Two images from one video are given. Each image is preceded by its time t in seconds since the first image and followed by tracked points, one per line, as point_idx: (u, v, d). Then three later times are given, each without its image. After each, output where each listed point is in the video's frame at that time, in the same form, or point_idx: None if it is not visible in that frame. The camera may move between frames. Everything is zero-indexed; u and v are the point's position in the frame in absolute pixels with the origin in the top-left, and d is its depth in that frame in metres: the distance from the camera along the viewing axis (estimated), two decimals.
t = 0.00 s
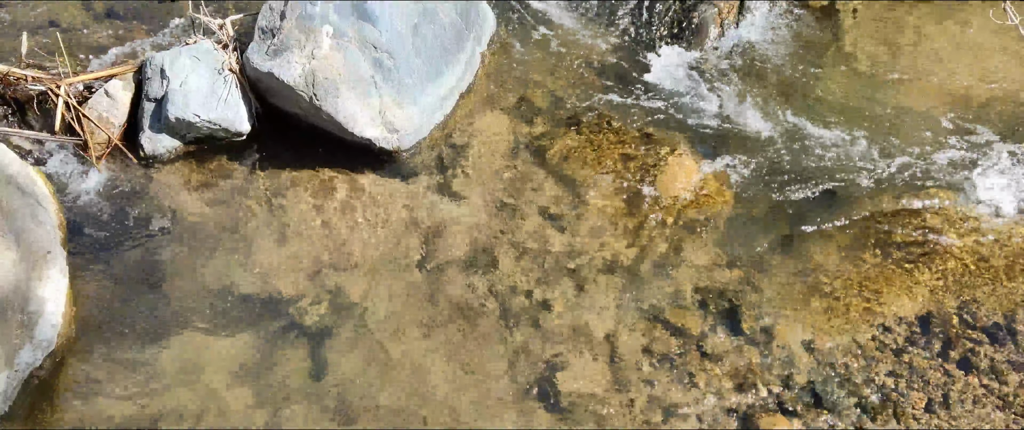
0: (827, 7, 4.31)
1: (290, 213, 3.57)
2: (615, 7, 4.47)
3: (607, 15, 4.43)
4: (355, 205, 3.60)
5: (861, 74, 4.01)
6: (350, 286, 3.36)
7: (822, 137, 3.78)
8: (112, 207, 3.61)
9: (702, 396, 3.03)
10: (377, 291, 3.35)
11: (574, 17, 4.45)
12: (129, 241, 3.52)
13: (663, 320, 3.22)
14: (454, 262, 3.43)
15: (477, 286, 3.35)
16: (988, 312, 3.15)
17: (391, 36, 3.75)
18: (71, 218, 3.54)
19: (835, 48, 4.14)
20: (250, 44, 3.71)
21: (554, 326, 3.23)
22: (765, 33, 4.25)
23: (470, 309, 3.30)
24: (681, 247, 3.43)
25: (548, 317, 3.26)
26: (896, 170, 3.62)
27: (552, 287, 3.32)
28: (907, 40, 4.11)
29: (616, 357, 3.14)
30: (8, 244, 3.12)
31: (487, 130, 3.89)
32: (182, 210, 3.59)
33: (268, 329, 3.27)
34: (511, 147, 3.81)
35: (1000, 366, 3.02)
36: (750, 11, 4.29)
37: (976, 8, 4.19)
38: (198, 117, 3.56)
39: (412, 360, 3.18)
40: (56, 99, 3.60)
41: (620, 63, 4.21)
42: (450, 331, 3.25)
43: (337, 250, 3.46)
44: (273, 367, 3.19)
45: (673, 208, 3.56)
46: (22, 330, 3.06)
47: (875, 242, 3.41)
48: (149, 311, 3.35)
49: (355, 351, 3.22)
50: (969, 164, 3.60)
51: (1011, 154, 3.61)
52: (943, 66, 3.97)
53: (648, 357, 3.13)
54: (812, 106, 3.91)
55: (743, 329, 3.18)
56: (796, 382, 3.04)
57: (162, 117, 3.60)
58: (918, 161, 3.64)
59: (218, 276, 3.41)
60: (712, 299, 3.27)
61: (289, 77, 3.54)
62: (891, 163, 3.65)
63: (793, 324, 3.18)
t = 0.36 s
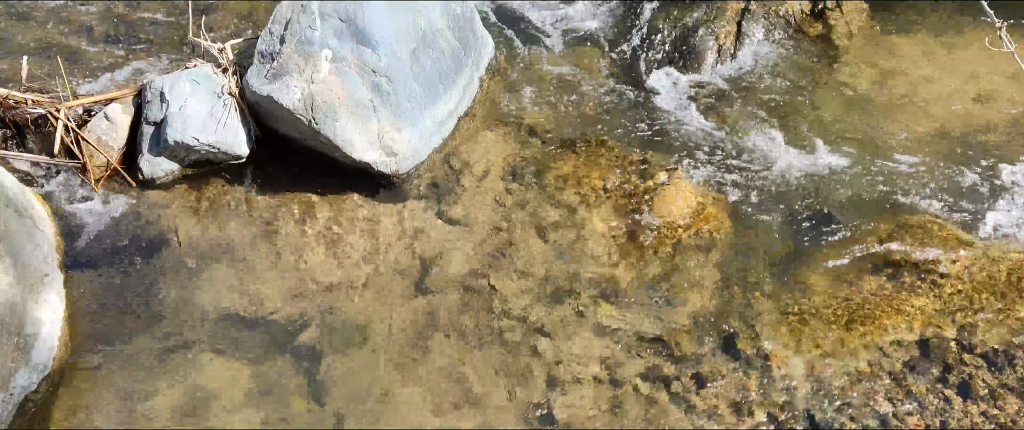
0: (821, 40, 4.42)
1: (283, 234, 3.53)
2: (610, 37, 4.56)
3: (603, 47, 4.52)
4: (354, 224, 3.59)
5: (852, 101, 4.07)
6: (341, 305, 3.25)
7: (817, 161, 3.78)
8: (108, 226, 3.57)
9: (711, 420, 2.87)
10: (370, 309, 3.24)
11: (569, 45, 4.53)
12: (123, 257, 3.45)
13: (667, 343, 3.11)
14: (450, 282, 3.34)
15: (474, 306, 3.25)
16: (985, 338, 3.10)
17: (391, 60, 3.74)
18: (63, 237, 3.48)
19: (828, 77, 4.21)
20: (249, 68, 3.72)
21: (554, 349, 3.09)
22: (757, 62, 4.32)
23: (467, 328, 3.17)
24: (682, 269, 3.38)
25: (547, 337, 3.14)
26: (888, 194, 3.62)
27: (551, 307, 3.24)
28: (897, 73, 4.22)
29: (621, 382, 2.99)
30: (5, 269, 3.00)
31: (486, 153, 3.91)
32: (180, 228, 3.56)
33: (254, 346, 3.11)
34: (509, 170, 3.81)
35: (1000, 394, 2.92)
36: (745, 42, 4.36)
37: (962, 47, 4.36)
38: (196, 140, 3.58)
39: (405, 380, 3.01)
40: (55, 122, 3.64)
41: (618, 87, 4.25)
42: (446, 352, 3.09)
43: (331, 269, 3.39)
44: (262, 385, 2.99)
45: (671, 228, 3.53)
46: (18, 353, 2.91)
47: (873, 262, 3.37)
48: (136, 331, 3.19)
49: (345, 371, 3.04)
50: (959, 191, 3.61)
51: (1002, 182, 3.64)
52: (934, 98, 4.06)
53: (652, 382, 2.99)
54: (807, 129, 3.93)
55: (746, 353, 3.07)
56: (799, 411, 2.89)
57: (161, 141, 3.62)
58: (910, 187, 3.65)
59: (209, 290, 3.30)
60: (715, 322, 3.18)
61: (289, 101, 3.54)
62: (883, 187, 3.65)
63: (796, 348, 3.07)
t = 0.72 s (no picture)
0: (820, 63, 4.43)
1: (279, 257, 3.53)
2: (608, 61, 4.56)
3: (601, 70, 4.52)
4: (353, 247, 3.59)
5: (849, 125, 4.07)
6: (335, 328, 3.24)
7: (814, 188, 3.77)
8: (105, 247, 3.56)
9: None
10: (366, 333, 3.23)
11: (567, 69, 4.52)
12: (120, 279, 3.44)
13: (664, 367, 3.08)
14: (446, 305, 3.33)
15: (469, 329, 3.23)
16: (984, 362, 3.07)
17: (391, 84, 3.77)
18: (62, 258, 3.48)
19: (825, 100, 4.22)
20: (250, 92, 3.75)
21: (550, 373, 3.07)
22: (755, 86, 4.32)
23: (464, 351, 3.15)
24: (680, 293, 3.37)
25: (546, 360, 3.11)
26: (886, 217, 3.62)
27: (548, 331, 3.22)
28: (897, 95, 4.21)
29: (617, 406, 2.95)
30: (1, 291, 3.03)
31: (485, 176, 3.91)
32: (178, 250, 3.55)
33: (247, 368, 3.08)
34: (507, 193, 3.81)
35: (998, 419, 2.89)
36: (741, 65, 4.39)
37: (961, 69, 4.36)
38: (196, 163, 3.59)
39: (399, 403, 2.98)
40: (55, 145, 3.66)
41: (616, 111, 4.27)
42: (440, 375, 3.07)
43: (327, 293, 3.38)
44: (257, 406, 2.96)
45: (670, 252, 3.52)
46: (14, 376, 2.91)
47: (869, 285, 3.37)
48: (132, 352, 3.16)
49: (338, 394, 3.01)
50: (956, 214, 3.61)
51: (1000, 206, 3.63)
52: (934, 120, 4.06)
53: (649, 406, 2.95)
54: (804, 152, 3.94)
55: (743, 377, 3.04)
56: None
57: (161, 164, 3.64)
58: (907, 210, 3.64)
59: (204, 312, 3.29)
60: (712, 347, 3.16)
61: (288, 123, 3.55)
62: (880, 211, 3.65)
63: (793, 372, 3.05)
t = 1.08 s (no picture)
0: (819, 83, 4.40)
1: (278, 278, 3.52)
2: (605, 82, 4.51)
3: (598, 91, 4.47)
4: (352, 268, 3.58)
5: (848, 145, 4.07)
6: (334, 350, 3.23)
7: (813, 214, 3.75)
8: (103, 268, 3.55)
9: None
10: (365, 355, 3.21)
11: (564, 90, 4.48)
12: (118, 300, 3.43)
13: (664, 389, 3.07)
14: (445, 327, 3.32)
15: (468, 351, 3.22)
16: (983, 386, 3.06)
17: (389, 106, 3.79)
18: (61, 280, 3.48)
19: (824, 122, 4.20)
20: (249, 113, 3.78)
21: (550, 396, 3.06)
22: (755, 107, 4.29)
23: (463, 373, 3.14)
24: (680, 315, 3.36)
25: (545, 384, 3.10)
26: (884, 242, 3.61)
27: (547, 353, 3.21)
28: (895, 116, 4.21)
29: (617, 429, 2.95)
30: None
31: (484, 197, 3.91)
32: (176, 271, 3.54)
33: (246, 390, 3.08)
34: (506, 214, 3.81)
35: None
36: (740, 88, 4.33)
37: (962, 90, 4.34)
38: (195, 185, 3.60)
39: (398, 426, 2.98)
40: (54, 167, 3.66)
41: (613, 133, 4.25)
42: (440, 398, 3.06)
43: (326, 314, 3.37)
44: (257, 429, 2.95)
45: (667, 277, 3.51)
46: (11, 398, 2.96)
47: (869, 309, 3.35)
48: (131, 373, 3.14)
49: (338, 418, 3.00)
50: (955, 237, 3.61)
51: (998, 229, 3.64)
52: (933, 142, 4.05)
53: None
54: (801, 176, 3.93)
55: (743, 400, 3.04)
56: None
57: (159, 185, 3.63)
58: (904, 233, 3.64)
59: (203, 333, 3.28)
60: (713, 369, 3.15)
61: (287, 145, 3.57)
62: (878, 234, 3.64)
63: (792, 395, 3.05)
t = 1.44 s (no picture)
0: (817, 104, 4.40)
1: (275, 299, 3.51)
2: (604, 104, 4.52)
3: (597, 113, 4.47)
4: (350, 288, 3.57)
5: (846, 167, 4.07)
6: (331, 371, 3.21)
7: (813, 238, 3.73)
8: (101, 287, 3.54)
9: None
10: (362, 376, 3.19)
11: (563, 112, 4.48)
12: (116, 319, 3.41)
13: (663, 411, 3.04)
14: (443, 347, 3.30)
15: (466, 372, 3.20)
16: (984, 409, 3.03)
17: (389, 126, 3.80)
18: (59, 299, 3.46)
19: (821, 143, 4.20)
20: (249, 134, 3.78)
21: (548, 417, 3.03)
22: (753, 128, 4.29)
23: (461, 394, 3.12)
24: (679, 337, 3.34)
25: (543, 405, 3.07)
26: (883, 265, 3.59)
27: (546, 374, 3.19)
28: (894, 138, 4.22)
29: None
30: None
31: (483, 217, 3.90)
32: (174, 291, 3.53)
33: (242, 410, 3.05)
34: (504, 235, 3.80)
35: None
36: (739, 108, 4.32)
37: (959, 112, 4.35)
38: (194, 204, 3.60)
39: None
40: (53, 186, 3.66)
41: (611, 154, 4.23)
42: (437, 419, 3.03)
43: (323, 334, 3.35)
44: None
45: (666, 297, 3.49)
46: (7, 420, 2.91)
47: (869, 331, 3.33)
48: (126, 393, 3.12)
49: None
50: (953, 258, 3.60)
51: (997, 251, 3.63)
52: (930, 164, 4.05)
53: None
54: (799, 197, 3.93)
55: (743, 422, 3.01)
56: None
57: (158, 204, 3.63)
58: (904, 255, 3.63)
59: (200, 353, 3.26)
60: (712, 390, 3.12)
61: (286, 165, 3.55)
62: (877, 257, 3.63)
63: (792, 416, 3.02)
